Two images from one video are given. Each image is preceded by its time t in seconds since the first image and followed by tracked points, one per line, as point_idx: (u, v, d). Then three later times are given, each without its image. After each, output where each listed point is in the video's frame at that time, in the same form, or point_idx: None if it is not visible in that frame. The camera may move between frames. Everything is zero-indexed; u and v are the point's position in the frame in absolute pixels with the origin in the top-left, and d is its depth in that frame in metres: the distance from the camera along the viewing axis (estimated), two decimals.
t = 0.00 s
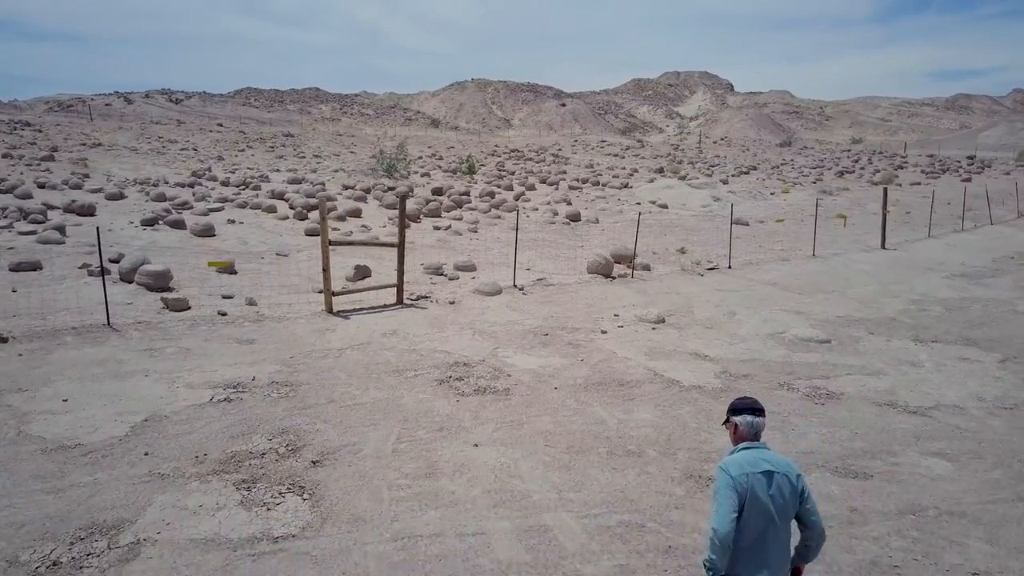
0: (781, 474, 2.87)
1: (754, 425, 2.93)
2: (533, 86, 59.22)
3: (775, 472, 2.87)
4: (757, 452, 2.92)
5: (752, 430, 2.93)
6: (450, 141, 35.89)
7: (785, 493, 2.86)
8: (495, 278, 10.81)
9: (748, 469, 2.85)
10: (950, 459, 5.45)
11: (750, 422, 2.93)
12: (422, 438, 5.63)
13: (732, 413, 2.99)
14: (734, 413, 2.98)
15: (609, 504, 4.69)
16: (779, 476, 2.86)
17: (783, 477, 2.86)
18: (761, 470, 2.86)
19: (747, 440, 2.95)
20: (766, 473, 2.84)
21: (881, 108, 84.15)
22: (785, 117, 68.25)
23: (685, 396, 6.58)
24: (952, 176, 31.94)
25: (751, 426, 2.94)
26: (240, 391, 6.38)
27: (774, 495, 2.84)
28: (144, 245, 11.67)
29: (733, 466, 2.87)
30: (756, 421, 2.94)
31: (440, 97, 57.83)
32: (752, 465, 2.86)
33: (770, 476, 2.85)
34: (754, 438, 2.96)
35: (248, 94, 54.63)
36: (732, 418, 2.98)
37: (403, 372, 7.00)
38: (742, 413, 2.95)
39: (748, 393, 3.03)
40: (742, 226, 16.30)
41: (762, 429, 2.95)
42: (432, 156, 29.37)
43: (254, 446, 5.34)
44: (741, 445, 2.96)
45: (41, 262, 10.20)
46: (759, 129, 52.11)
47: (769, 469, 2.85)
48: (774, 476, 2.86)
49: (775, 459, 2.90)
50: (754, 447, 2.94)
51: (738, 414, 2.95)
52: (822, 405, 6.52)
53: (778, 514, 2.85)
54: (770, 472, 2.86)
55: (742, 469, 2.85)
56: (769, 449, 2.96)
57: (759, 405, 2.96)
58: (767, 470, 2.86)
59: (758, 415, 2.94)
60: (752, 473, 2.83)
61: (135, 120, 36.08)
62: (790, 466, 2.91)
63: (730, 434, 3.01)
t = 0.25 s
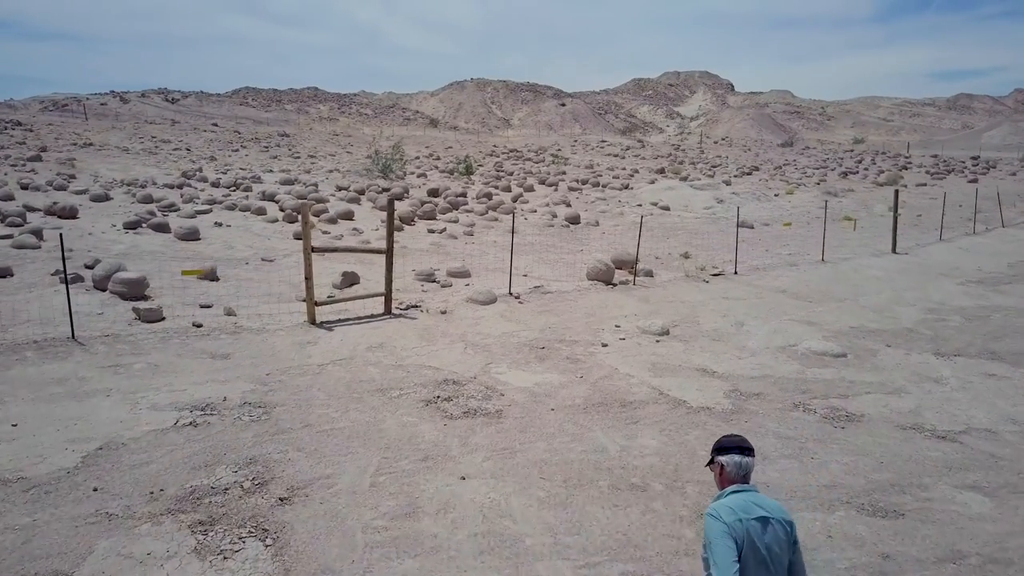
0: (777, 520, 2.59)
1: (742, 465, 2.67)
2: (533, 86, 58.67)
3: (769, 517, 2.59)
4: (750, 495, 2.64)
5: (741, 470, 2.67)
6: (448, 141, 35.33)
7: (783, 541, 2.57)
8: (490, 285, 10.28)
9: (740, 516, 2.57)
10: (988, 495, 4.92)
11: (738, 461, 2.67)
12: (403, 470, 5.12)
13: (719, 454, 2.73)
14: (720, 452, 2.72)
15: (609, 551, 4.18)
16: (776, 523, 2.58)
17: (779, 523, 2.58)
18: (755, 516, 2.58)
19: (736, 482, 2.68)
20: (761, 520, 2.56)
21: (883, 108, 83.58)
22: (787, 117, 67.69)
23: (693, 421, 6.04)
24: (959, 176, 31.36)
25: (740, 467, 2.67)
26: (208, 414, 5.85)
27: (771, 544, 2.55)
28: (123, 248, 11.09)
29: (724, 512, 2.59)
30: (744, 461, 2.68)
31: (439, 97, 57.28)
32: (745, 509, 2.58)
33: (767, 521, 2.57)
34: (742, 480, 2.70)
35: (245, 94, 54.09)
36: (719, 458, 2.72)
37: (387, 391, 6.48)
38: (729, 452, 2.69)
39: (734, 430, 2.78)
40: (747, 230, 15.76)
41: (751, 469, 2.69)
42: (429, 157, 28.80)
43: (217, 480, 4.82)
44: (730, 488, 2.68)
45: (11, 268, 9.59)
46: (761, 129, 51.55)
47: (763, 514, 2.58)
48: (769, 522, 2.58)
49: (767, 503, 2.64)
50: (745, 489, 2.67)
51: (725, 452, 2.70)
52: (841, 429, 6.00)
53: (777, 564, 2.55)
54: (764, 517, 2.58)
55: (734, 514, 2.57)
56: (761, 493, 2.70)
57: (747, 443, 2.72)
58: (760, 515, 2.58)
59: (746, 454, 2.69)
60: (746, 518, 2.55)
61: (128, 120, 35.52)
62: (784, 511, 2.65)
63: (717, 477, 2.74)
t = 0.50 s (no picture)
0: (749, 571, 2.25)
1: (710, 510, 2.47)
2: (532, 85, 58.17)
3: (741, 567, 2.25)
4: (716, 540, 2.38)
5: (709, 516, 2.46)
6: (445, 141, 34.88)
7: None
8: (484, 290, 9.86)
9: (706, 565, 2.27)
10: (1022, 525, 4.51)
11: (704, 504, 2.47)
12: (383, 499, 4.70)
13: (684, 498, 2.53)
14: (684, 496, 2.53)
15: None
16: None
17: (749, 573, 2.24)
18: (723, 568, 2.25)
19: (704, 528, 2.45)
20: (729, 572, 2.23)
21: (883, 108, 83.16)
22: (788, 117, 67.25)
23: (699, 441, 5.62)
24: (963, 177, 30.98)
25: (708, 512, 2.47)
26: (176, 433, 5.37)
27: None
28: (103, 249, 10.59)
29: (686, 560, 2.32)
30: (712, 506, 2.48)
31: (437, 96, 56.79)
32: (712, 557, 2.28)
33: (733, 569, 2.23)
34: (712, 527, 2.47)
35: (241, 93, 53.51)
36: (684, 503, 2.52)
37: (370, 408, 6.05)
38: (695, 496, 2.49)
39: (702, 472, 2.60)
40: (750, 233, 15.35)
41: (720, 514, 2.48)
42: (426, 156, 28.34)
43: (178, 512, 4.38)
44: (697, 536, 2.45)
45: None
46: (762, 129, 51.13)
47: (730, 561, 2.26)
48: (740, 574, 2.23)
49: (739, 548, 2.32)
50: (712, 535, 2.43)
51: (688, 494, 2.51)
52: (858, 450, 5.57)
53: None
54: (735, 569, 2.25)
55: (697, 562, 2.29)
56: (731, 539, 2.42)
57: (715, 485, 2.52)
58: (729, 563, 2.26)
59: (714, 499, 2.49)
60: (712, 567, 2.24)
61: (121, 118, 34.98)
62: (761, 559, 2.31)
63: (685, 524, 2.53)
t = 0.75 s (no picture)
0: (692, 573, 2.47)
1: (657, 519, 2.73)
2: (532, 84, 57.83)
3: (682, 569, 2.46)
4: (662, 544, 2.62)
5: (657, 524, 2.73)
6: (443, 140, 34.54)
7: None
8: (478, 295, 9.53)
9: (648, 571, 2.50)
10: None
11: (653, 512, 2.74)
12: (363, 524, 4.38)
13: (635, 506, 2.80)
14: (636, 504, 2.80)
15: None
16: None
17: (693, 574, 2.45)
18: (668, 571, 2.47)
19: (652, 535, 2.72)
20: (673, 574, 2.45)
21: (884, 108, 82.85)
22: (788, 117, 66.95)
23: (701, 459, 5.30)
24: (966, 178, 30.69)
25: (656, 520, 2.73)
26: (147, 451, 5.00)
27: None
28: (86, 251, 10.23)
29: (634, 564, 2.56)
30: (660, 515, 2.74)
31: (436, 96, 56.48)
32: (658, 563, 2.50)
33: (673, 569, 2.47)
34: (660, 535, 2.74)
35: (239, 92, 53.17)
36: (635, 510, 2.79)
37: (355, 422, 5.73)
38: (645, 504, 2.76)
39: (655, 483, 2.88)
40: (752, 235, 15.04)
41: (668, 521, 2.75)
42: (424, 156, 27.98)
43: (142, 540, 4.06)
44: (646, 541, 2.71)
45: None
46: (762, 129, 50.81)
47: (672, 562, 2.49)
48: None
49: (685, 554, 2.54)
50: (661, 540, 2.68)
51: (639, 502, 2.79)
52: (870, 469, 5.25)
53: None
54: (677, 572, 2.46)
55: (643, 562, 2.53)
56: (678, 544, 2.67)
57: (664, 495, 2.80)
58: (671, 569, 2.47)
59: (662, 508, 2.76)
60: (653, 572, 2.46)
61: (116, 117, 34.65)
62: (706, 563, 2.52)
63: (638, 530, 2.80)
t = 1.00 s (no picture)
0: None
1: (620, 519, 2.56)
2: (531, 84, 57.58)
3: None
4: (620, 544, 2.46)
5: (619, 526, 2.56)
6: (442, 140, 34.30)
7: None
8: (474, 297, 9.31)
9: (601, 568, 2.35)
10: None
11: (616, 512, 2.57)
12: (347, 543, 4.15)
13: (600, 503, 2.63)
14: (602, 501, 2.63)
15: None
16: None
17: None
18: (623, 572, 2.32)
19: (614, 534, 2.56)
20: None
21: (885, 108, 82.61)
22: (789, 116, 66.70)
23: (701, 472, 5.08)
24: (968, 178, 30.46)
25: (618, 522, 2.56)
26: (124, 463, 4.74)
27: None
28: (75, 253, 10.01)
29: (586, 559, 2.41)
30: (624, 517, 2.57)
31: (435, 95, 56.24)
32: (612, 564, 2.34)
33: None
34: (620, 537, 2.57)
35: (237, 91, 52.90)
36: (600, 508, 2.62)
37: (343, 432, 5.49)
38: (609, 503, 2.59)
39: (624, 481, 2.69)
40: (753, 236, 14.82)
41: (632, 522, 2.58)
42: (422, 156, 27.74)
43: (112, 561, 3.81)
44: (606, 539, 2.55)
45: None
46: (763, 128, 50.56)
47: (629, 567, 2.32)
48: None
49: (643, 557, 2.38)
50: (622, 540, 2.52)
51: (602, 500, 2.62)
52: (880, 482, 5.02)
53: None
54: None
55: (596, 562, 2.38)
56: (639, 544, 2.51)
57: (632, 495, 2.60)
58: (625, 568, 2.33)
59: (627, 510, 2.58)
60: (606, 572, 2.30)
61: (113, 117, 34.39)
62: (665, 567, 2.36)
63: (600, 526, 2.64)
